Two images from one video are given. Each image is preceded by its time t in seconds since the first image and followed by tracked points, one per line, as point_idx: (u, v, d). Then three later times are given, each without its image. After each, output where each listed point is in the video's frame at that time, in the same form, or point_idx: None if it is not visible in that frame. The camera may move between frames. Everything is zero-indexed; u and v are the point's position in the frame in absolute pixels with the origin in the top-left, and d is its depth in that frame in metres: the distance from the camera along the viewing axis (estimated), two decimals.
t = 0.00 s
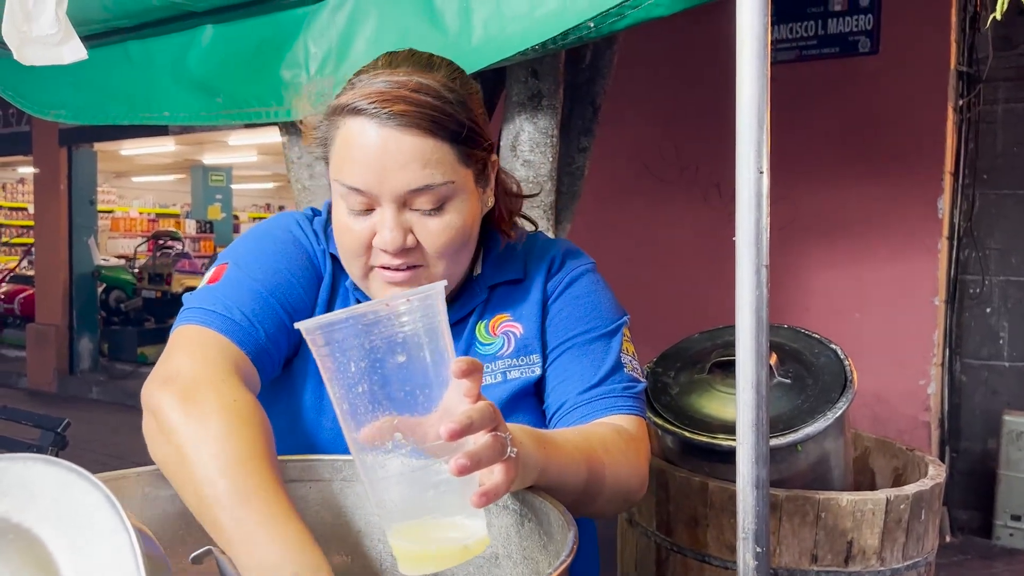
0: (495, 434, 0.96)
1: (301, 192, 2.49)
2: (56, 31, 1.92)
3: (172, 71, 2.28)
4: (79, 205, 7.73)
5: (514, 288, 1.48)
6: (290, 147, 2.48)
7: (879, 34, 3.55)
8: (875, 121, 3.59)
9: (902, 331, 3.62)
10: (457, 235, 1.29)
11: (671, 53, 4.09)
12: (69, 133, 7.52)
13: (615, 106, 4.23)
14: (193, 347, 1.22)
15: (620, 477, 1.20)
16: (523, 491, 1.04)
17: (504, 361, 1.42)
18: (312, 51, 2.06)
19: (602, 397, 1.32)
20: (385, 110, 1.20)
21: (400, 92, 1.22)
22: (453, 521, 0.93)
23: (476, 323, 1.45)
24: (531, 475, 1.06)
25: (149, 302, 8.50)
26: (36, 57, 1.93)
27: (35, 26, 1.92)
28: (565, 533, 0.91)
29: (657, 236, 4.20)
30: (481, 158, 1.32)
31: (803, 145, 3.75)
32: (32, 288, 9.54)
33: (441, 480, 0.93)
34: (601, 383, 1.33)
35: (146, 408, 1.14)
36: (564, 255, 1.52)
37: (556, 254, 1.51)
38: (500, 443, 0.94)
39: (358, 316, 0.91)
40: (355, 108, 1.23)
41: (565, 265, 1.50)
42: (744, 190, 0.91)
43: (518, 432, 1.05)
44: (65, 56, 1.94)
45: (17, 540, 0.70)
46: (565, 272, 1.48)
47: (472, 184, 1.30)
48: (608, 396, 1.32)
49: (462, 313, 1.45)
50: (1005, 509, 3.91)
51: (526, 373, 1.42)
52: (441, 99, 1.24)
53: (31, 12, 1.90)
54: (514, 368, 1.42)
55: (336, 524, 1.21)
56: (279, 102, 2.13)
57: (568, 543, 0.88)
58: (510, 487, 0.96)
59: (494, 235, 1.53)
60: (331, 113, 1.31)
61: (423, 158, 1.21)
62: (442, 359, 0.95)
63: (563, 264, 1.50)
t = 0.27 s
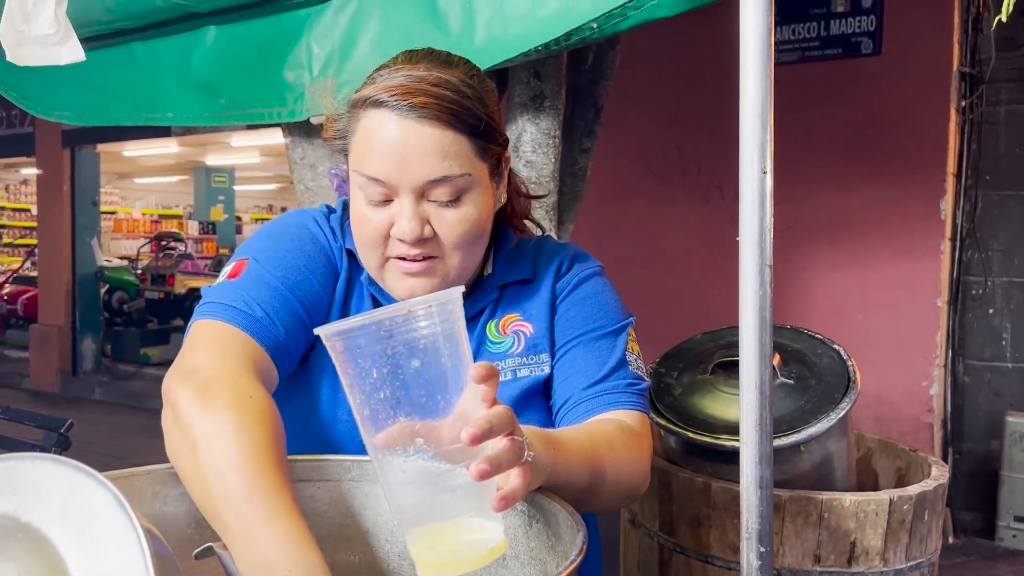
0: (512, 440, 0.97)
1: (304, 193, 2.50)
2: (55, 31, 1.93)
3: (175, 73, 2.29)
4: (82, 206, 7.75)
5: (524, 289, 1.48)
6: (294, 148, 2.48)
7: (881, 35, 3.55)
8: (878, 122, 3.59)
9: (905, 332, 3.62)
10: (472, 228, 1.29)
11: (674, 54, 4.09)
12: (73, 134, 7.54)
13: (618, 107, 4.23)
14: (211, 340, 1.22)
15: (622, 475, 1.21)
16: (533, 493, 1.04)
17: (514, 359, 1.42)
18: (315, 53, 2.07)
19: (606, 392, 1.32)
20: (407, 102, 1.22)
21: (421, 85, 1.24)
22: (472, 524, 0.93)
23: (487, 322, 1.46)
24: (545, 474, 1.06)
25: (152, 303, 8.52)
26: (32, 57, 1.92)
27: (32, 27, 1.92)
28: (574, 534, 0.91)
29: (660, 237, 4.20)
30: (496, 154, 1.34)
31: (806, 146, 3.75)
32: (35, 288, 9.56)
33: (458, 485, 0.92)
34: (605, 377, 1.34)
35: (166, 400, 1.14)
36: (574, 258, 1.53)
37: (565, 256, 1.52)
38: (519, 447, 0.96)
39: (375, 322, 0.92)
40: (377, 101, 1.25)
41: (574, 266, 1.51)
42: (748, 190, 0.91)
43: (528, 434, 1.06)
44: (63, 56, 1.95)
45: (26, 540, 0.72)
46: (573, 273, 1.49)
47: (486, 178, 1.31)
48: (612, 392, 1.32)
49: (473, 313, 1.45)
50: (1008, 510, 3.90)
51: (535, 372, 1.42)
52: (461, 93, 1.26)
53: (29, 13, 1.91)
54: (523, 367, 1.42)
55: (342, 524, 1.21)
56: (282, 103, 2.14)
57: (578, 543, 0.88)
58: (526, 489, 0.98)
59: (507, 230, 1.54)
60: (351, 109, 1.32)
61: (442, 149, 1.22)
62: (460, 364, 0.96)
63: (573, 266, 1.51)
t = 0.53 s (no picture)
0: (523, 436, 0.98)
1: (308, 193, 2.50)
2: (57, 30, 1.93)
3: (179, 72, 2.30)
4: (85, 206, 7.76)
5: (530, 286, 1.48)
6: (297, 148, 2.48)
7: (884, 36, 3.55)
8: (881, 123, 3.59)
9: (908, 333, 3.61)
10: (489, 220, 1.30)
11: (677, 54, 4.08)
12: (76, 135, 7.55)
13: (621, 107, 4.23)
14: (192, 315, 1.22)
15: (628, 472, 1.21)
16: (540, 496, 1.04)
17: (518, 354, 1.43)
18: (319, 53, 2.07)
19: (608, 387, 1.32)
20: (430, 92, 1.23)
21: (445, 77, 1.25)
22: (478, 516, 0.94)
23: (494, 317, 1.47)
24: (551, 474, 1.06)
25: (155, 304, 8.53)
26: (35, 55, 1.94)
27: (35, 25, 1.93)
28: (581, 535, 0.92)
29: (663, 237, 4.20)
30: (514, 150, 1.35)
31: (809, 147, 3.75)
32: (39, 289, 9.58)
33: (465, 478, 0.94)
34: (607, 373, 1.33)
35: (145, 373, 1.13)
36: (581, 259, 1.53)
37: (573, 256, 1.52)
38: (528, 438, 0.97)
39: (397, 304, 0.91)
40: (400, 91, 1.26)
41: (581, 267, 1.51)
42: (752, 188, 0.92)
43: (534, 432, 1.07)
44: (64, 55, 1.95)
45: (37, 539, 0.72)
46: (580, 273, 1.49)
47: (503, 170, 1.31)
48: (614, 387, 1.31)
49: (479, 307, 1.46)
50: (1012, 511, 3.90)
51: (539, 367, 1.43)
52: (482, 87, 1.27)
53: (32, 12, 1.91)
54: (528, 361, 1.43)
55: (348, 523, 1.21)
56: (286, 104, 2.14)
57: (585, 544, 0.89)
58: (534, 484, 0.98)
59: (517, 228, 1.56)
60: (375, 99, 1.34)
61: (462, 140, 1.23)
62: (476, 353, 0.96)
63: (580, 267, 1.51)
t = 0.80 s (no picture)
0: (549, 383, 0.93)
1: (311, 194, 2.51)
2: (69, 33, 1.93)
3: (182, 73, 2.30)
4: (88, 206, 7.78)
5: (537, 278, 1.51)
6: (301, 149, 2.49)
7: (887, 36, 3.55)
8: (884, 124, 3.59)
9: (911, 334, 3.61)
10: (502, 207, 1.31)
11: (680, 55, 4.08)
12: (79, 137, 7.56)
13: (624, 107, 4.23)
14: (167, 270, 1.23)
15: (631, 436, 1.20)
16: (545, 493, 1.04)
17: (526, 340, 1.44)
18: (323, 54, 2.07)
19: (619, 370, 1.32)
20: (449, 78, 1.29)
21: (464, 66, 1.31)
22: (488, 438, 0.93)
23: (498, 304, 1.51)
24: (557, 431, 1.08)
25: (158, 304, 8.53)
26: (51, 59, 1.96)
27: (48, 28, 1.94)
28: (586, 531, 0.92)
29: (665, 238, 4.20)
30: (525, 146, 1.38)
31: (812, 147, 3.75)
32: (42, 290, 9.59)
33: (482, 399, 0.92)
34: (618, 358, 1.34)
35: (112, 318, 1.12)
36: (589, 255, 1.56)
37: (581, 251, 1.54)
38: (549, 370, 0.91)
39: (437, 224, 0.94)
40: (422, 78, 1.32)
41: (590, 263, 1.53)
42: (757, 188, 0.92)
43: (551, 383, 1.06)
44: (76, 58, 1.96)
45: (46, 537, 0.73)
46: (588, 268, 1.51)
47: (518, 160, 1.34)
48: (625, 370, 1.32)
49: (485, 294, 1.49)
50: (1015, 512, 3.89)
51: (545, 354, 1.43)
52: (498, 77, 1.32)
53: (45, 14, 1.92)
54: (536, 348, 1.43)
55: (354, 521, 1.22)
56: (289, 105, 2.15)
57: (590, 542, 0.89)
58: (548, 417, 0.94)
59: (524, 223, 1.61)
60: (398, 90, 1.40)
61: (477, 124, 1.26)
62: (509, 288, 0.95)
63: (588, 263, 1.53)
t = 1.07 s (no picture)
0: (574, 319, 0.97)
1: (314, 195, 2.51)
2: (79, 36, 1.92)
3: (185, 74, 2.30)
4: (90, 207, 7.78)
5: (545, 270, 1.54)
6: (304, 150, 2.48)
7: (891, 37, 3.55)
8: (887, 125, 3.59)
9: (914, 336, 3.61)
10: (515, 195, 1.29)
11: (682, 56, 4.08)
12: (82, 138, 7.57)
13: (627, 108, 4.23)
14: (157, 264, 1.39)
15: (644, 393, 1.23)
16: (546, 494, 1.04)
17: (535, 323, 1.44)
18: (326, 56, 2.07)
19: (633, 347, 1.32)
20: (468, 70, 1.33)
21: (483, 62, 1.36)
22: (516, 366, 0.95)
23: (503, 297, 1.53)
24: (581, 374, 1.07)
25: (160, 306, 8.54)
26: (62, 61, 1.95)
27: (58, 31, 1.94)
28: (591, 532, 0.92)
29: (669, 239, 4.20)
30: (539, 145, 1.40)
31: (816, 149, 3.74)
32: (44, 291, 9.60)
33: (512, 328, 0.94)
34: (631, 336, 1.34)
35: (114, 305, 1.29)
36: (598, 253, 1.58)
37: (591, 248, 1.56)
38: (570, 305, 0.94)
39: (473, 161, 0.95)
40: (445, 72, 1.37)
41: (599, 258, 1.56)
42: (763, 191, 0.91)
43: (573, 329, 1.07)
44: (87, 61, 1.95)
45: (50, 542, 0.73)
46: (598, 262, 1.53)
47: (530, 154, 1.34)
48: (639, 347, 1.32)
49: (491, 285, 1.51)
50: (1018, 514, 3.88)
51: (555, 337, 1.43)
52: (514, 76, 1.35)
53: (54, 17, 1.92)
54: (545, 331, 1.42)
55: (356, 527, 1.22)
56: (293, 106, 2.17)
57: (594, 544, 0.89)
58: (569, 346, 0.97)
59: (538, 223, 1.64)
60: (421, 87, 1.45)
61: (492, 113, 1.27)
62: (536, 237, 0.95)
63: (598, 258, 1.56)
